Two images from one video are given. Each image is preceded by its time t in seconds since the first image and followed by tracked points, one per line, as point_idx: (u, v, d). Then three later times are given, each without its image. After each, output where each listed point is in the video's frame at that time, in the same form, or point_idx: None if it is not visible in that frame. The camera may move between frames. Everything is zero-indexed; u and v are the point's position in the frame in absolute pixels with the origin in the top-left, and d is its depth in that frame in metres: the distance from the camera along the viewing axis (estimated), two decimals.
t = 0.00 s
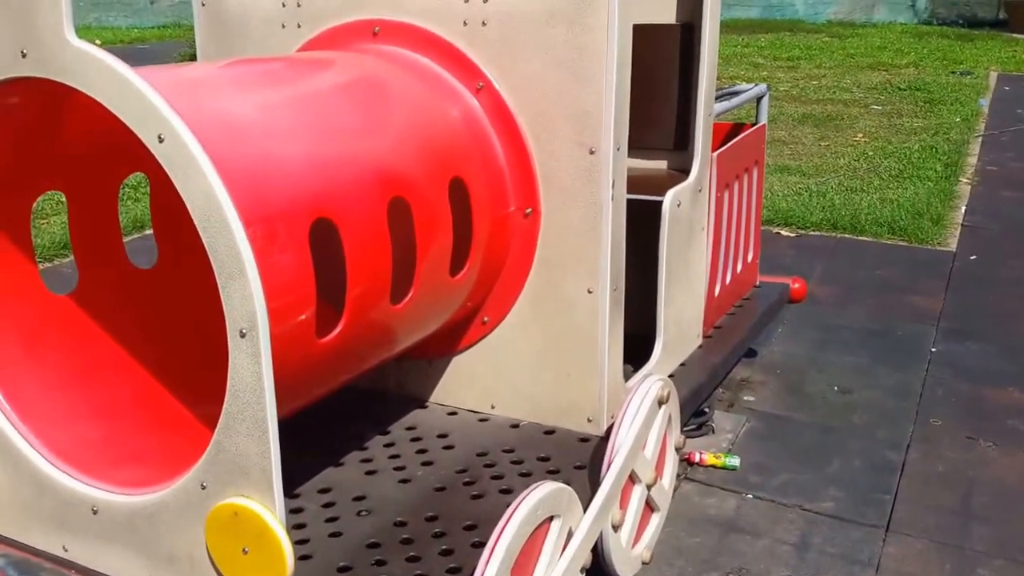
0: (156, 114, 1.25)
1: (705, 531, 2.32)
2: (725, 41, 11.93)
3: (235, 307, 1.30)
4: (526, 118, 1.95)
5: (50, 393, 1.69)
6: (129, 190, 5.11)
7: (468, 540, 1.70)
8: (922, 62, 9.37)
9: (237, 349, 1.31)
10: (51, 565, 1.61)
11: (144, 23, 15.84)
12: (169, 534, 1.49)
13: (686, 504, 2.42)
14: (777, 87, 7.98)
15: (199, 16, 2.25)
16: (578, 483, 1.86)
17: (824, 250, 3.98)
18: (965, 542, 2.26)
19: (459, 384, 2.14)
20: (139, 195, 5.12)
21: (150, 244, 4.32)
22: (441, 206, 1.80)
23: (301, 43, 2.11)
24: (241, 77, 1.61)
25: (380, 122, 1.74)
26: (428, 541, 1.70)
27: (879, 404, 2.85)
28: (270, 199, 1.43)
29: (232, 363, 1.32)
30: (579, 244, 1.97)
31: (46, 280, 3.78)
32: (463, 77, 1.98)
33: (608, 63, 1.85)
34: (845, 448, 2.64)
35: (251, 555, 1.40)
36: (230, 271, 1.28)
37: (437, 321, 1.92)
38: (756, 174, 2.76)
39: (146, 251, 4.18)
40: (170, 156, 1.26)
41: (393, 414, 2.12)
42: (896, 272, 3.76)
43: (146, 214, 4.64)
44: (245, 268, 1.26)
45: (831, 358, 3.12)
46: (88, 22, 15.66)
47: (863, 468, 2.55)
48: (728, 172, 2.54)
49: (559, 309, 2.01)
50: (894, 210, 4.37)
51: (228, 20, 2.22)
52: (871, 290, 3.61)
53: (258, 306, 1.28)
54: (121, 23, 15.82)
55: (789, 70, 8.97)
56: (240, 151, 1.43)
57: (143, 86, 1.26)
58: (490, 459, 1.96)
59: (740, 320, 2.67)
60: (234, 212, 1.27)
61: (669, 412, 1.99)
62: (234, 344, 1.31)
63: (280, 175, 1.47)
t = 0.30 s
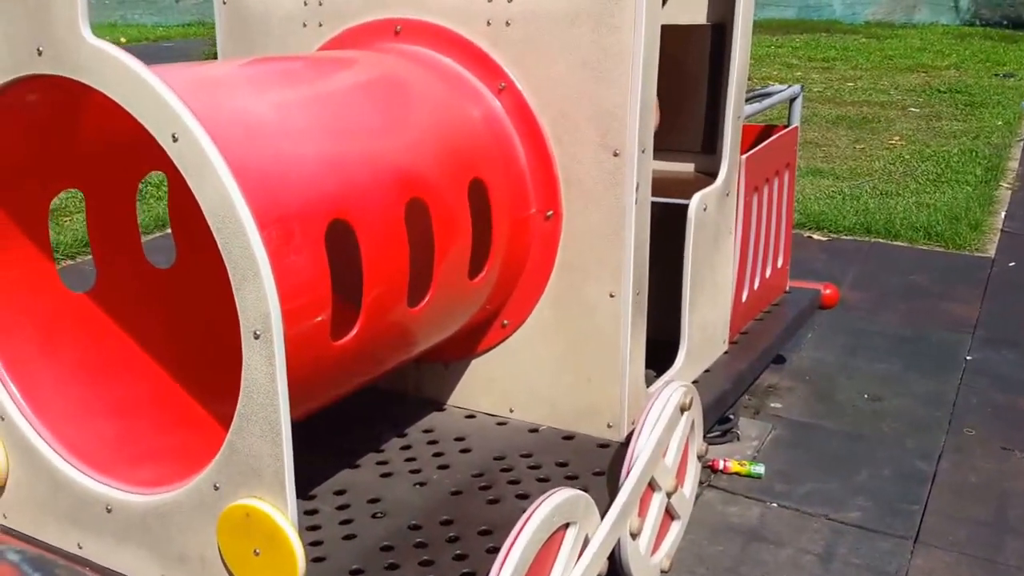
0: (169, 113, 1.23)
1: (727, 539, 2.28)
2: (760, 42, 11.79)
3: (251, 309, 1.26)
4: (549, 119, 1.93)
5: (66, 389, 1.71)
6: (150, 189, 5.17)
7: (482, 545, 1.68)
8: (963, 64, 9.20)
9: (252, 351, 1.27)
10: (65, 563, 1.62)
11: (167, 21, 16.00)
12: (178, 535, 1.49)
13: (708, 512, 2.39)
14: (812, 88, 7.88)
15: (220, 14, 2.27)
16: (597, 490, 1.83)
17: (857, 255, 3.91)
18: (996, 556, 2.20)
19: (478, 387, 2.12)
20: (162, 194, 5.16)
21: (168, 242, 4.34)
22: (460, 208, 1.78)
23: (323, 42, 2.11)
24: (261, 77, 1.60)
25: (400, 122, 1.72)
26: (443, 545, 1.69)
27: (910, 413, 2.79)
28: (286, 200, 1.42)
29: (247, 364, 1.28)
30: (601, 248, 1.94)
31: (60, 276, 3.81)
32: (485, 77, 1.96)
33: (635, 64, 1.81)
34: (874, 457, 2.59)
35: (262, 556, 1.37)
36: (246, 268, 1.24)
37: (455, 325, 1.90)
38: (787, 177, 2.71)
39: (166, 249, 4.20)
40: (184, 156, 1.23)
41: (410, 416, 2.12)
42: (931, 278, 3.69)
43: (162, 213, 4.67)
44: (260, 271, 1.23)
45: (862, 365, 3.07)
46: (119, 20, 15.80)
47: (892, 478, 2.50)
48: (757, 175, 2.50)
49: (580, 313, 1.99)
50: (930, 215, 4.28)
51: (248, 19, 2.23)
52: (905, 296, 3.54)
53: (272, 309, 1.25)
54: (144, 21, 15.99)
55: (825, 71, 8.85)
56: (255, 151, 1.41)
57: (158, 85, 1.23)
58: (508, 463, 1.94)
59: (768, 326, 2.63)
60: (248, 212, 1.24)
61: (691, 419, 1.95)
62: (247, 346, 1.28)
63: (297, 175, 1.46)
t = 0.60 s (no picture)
0: (182, 106, 1.22)
1: (749, 543, 2.25)
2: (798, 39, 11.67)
3: (261, 303, 1.25)
4: (572, 116, 1.91)
5: (83, 379, 1.72)
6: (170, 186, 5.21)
7: (495, 544, 1.67)
8: (1005, 64, 9.03)
9: (262, 345, 1.27)
10: (79, 553, 1.64)
11: (203, 15, 16.14)
12: (190, 528, 1.49)
13: (730, 515, 2.36)
14: (849, 87, 7.78)
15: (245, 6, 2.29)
16: (613, 491, 1.81)
17: (891, 257, 3.85)
18: None
19: (497, 385, 2.11)
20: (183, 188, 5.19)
21: (192, 236, 4.36)
22: (478, 205, 1.77)
23: (346, 36, 2.10)
24: (280, 70, 1.59)
25: (420, 118, 1.71)
26: (455, 543, 1.68)
27: (939, 419, 2.74)
28: (300, 195, 1.41)
29: (257, 359, 1.28)
30: (622, 247, 1.91)
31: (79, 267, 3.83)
32: (507, 73, 1.95)
33: (658, 60, 1.78)
34: (901, 463, 2.54)
35: (272, 550, 1.36)
36: (255, 265, 1.23)
37: (473, 323, 1.89)
38: (817, 176, 2.66)
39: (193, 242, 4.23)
40: (196, 149, 1.23)
41: (429, 413, 2.11)
42: (965, 281, 3.62)
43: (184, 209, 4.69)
44: (269, 265, 1.22)
45: (892, 369, 3.01)
46: (161, 12, 15.96)
47: (918, 485, 2.45)
48: (786, 175, 2.46)
49: (599, 312, 1.97)
50: (966, 217, 4.21)
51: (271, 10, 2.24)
52: (938, 300, 3.47)
53: (282, 303, 1.24)
54: (180, 14, 16.12)
55: (863, 70, 8.73)
56: (270, 145, 1.40)
57: (171, 78, 1.23)
58: (524, 462, 1.93)
59: (794, 328, 2.59)
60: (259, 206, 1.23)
61: (711, 421, 1.92)
62: (258, 342, 1.27)
63: (314, 168, 1.45)
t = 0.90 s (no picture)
0: (190, 97, 1.26)
1: (767, 541, 2.23)
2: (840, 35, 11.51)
3: (263, 292, 1.30)
4: (588, 108, 1.91)
5: (103, 362, 1.76)
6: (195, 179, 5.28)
7: (503, 535, 1.68)
8: None
9: (264, 333, 1.32)
10: (97, 535, 1.68)
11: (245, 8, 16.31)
12: (203, 511, 1.52)
13: (750, 512, 2.34)
14: (890, 84, 7.67)
15: None
16: (625, 484, 1.81)
17: (924, 255, 3.79)
18: None
19: (514, 378, 2.12)
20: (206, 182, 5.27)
21: (219, 229, 4.41)
22: (491, 197, 1.77)
23: (368, 29, 2.12)
24: (296, 61, 1.62)
25: (435, 110, 1.73)
26: (464, 534, 1.68)
27: (967, 420, 2.70)
28: (307, 184, 1.42)
29: (260, 346, 1.33)
30: (636, 240, 1.92)
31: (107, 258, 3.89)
32: (525, 66, 1.96)
33: (670, 55, 1.79)
34: (925, 464, 2.51)
35: (275, 536, 1.41)
36: (254, 254, 1.28)
37: (488, 315, 1.90)
38: (844, 173, 2.64)
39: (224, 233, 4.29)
40: (201, 138, 1.27)
41: (447, 403, 2.11)
42: (1001, 280, 3.55)
43: (206, 202, 4.74)
44: (269, 253, 1.27)
45: (921, 369, 2.97)
46: (204, 6, 16.16)
47: (942, 486, 2.42)
48: (810, 170, 2.44)
49: (615, 305, 1.97)
50: (1004, 216, 4.13)
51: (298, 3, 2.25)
52: (971, 299, 3.42)
53: (281, 292, 1.28)
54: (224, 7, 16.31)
55: (905, 66, 8.60)
56: (279, 135, 1.42)
57: (179, 70, 1.27)
58: (539, 454, 1.92)
59: (819, 325, 2.56)
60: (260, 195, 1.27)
61: (726, 417, 1.92)
62: (260, 328, 1.31)
63: (325, 157, 1.47)
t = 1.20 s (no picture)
0: (197, 88, 1.33)
1: (782, 535, 2.23)
2: (884, 30, 11.35)
3: (267, 277, 1.36)
4: (599, 100, 1.94)
5: (127, 345, 1.82)
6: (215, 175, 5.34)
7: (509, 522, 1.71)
8: None
9: (269, 318, 1.38)
10: (119, 514, 1.74)
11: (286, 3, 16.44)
12: (217, 493, 1.57)
13: (766, 506, 2.34)
14: (933, 79, 7.56)
15: None
16: (633, 475, 1.83)
17: (957, 251, 3.74)
18: None
19: (529, 368, 2.14)
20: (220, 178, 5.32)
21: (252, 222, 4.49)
22: (501, 189, 1.81)
23: (389, 24, 2.17)
24: (308, 57, 1.68)
25: (444, 103, 1.78)
26: (470, 522, 1.71)
27: (992, 417, 2.67)
28: (310, 174, 1.48)
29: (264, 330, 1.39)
30: (647, 232, 1.93)
31: (142, 251, 3.97)
32: (538, 59, 1.99)
33: (680, 47, 1.81)
34: (947, 461, 2.49)
35: (280, 517, 1.47)
36: (258, 241, 1.34)
37: (497, 306, 1.94)
38: (867, 166, 2.63)
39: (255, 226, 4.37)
40: (208, 127, 1.33)
41: (463, 393, 2.14)
42: None
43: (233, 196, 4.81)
44: (271, 240, 1.33)
45: (947, 366, 2.95)
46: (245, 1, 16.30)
47: (963, 483, 2.40)
48: (830, 163, 2.43)
49: (627, 296, 1.98)
50: None
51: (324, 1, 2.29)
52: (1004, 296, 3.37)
53: (285, 278, 1.34)
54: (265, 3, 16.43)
55: (949, 61, 8.46)
56: (285, 127, 1.48)
57: (186, 61, 1.34)
58: (549, 444, 1.95)
59: (839, 319, 2.55)
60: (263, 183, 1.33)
61: (736, 409, 1.92)
62: (265, 314, 1.38)
63: (329, 150, 1.53)
